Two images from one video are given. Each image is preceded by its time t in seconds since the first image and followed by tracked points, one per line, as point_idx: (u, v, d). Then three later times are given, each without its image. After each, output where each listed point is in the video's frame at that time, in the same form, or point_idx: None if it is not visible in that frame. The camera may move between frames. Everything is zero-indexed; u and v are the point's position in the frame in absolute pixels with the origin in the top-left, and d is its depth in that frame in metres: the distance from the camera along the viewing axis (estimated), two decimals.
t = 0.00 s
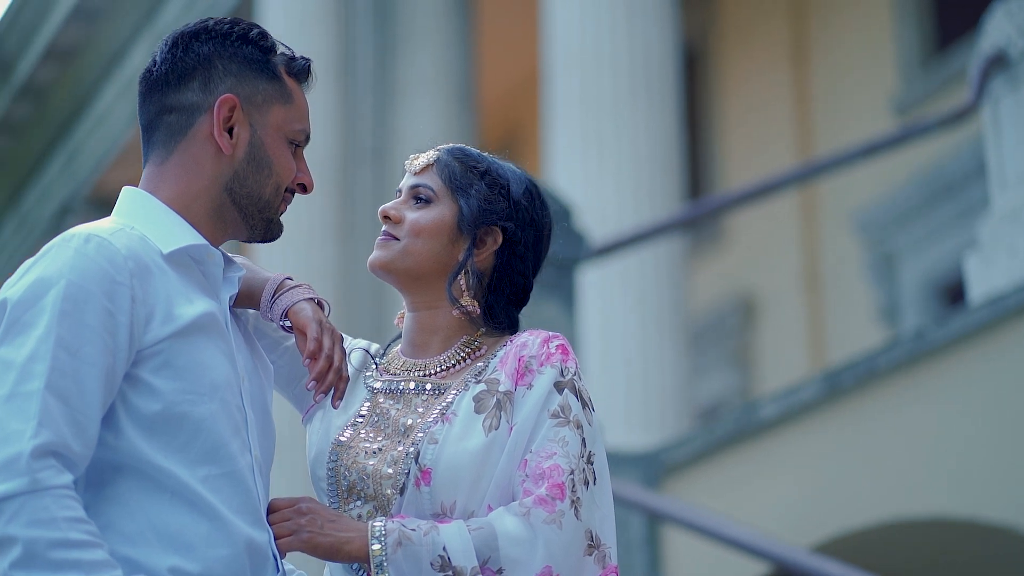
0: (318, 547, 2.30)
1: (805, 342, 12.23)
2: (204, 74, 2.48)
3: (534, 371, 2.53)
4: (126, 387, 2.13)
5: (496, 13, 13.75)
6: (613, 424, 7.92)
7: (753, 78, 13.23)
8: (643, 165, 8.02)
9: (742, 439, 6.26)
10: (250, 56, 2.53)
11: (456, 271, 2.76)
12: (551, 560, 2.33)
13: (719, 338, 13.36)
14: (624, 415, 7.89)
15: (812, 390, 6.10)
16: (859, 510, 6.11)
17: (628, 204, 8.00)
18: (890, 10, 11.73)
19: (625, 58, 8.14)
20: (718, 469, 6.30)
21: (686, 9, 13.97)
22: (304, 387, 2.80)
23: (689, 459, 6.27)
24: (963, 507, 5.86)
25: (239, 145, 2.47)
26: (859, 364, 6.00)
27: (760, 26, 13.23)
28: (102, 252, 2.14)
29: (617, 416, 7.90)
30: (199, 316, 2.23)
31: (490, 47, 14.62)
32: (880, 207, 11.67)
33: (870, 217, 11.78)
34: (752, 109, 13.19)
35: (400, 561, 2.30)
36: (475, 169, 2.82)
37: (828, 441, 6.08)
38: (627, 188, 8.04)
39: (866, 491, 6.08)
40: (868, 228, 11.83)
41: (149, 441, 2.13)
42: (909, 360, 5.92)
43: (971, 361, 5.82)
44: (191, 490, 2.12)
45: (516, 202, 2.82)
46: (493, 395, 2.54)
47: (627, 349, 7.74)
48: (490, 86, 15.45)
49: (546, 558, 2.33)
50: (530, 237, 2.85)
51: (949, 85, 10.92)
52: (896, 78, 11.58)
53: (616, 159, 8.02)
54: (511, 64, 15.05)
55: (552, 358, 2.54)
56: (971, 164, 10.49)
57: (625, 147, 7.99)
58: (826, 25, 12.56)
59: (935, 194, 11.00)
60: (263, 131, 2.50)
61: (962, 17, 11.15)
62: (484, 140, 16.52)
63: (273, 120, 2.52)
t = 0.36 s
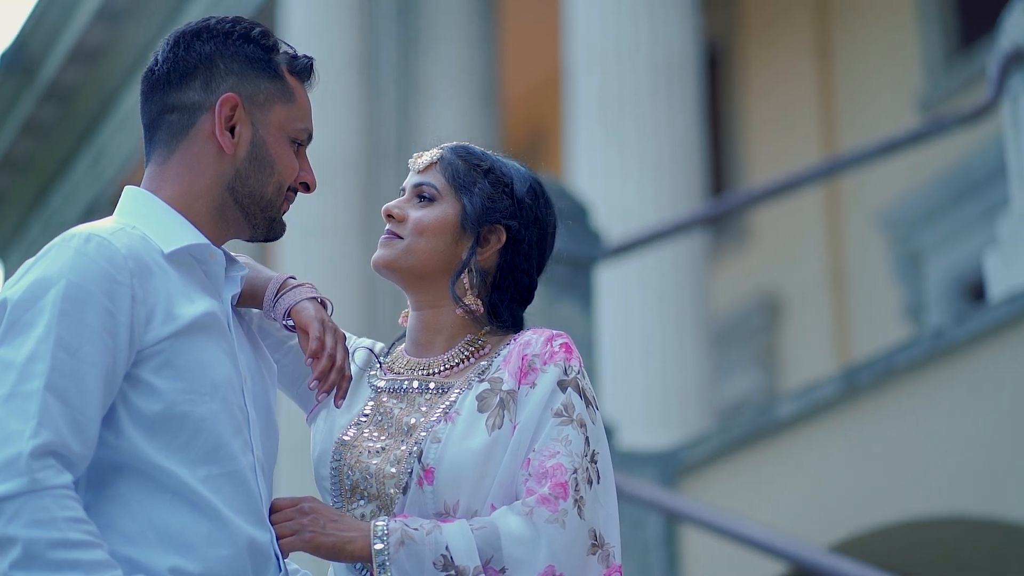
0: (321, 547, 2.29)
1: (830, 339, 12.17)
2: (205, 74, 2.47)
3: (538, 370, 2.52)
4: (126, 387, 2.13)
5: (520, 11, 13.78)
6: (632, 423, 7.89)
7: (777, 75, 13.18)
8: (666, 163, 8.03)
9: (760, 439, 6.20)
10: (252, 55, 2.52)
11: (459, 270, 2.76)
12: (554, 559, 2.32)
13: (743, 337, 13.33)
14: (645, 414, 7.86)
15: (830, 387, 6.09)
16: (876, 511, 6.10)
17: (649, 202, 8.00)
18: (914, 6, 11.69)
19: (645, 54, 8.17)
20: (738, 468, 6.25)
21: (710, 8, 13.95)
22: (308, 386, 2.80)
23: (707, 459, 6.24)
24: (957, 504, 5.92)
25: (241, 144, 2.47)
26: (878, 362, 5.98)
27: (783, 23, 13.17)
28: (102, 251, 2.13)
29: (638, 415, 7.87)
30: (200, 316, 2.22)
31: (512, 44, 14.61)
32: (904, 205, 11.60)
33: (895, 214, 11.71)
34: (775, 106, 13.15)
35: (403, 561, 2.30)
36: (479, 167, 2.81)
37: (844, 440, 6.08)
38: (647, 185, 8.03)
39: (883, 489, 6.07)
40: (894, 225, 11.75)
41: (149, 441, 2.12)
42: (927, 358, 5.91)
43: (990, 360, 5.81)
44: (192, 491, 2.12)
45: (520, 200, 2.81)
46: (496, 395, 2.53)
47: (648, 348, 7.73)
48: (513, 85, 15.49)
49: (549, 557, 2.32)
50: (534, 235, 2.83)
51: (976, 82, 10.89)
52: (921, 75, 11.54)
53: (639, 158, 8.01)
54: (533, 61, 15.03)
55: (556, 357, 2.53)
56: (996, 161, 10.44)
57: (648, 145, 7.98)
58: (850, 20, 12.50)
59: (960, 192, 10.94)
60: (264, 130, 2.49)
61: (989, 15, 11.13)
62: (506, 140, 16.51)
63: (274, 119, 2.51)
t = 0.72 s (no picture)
0: (326, 547, 2.29)
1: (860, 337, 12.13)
2: (209, 74, 2.47)
3: (544, 369, 2.51)
4: (130, 388, 2.13)
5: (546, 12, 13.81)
6: (657, 423, 7.83)
7: (805, 73, 13.11)
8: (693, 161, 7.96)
9: (782, 437, 6.21)
10: (256, 55, 2.52)
11: (465, 270, 2.75)
12: (560, 560, 2.31)
13: (774, 335, 13.28)
14: (670, 416, 7.79)
15: (852, 386, 6.06)
16: (881, 513, 6.20)
17: (674, 200, 7.92)
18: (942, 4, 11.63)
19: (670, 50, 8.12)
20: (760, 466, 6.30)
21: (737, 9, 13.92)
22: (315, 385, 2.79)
23: (728, 457, 6.30)
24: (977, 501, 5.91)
25: (245, 144, 2.46)
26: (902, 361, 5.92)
27: (811, 22, 13.12)
28: (106, 252, 2.13)
29: (662, 416, 7.80)
30: (204, 316, 2.22)
31: (538, 45, 14.64)
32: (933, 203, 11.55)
33: (924, 212, 11.66)
34: (802, 105, 13.07)
35: (408, 561, 2.29)
36: (486, 166, 2.80)
37: (863, 439, 6.07)
38: (673, 184, 7.97)
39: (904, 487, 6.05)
40: (921, 224, 11.69)
41: (153, 441, 2.12)
42: (950, 356, 5.84)
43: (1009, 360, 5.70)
44: (196, 491, 2.12)
45: (526, 199, 2.80)
46: (502, 394, 2.52)
47: (672, 347, 7.68)
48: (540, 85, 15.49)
49: (554, 557, 2.31)
50: (541, 235, 2.82)
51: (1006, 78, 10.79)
52: (948, 72, 11.48)
53: (665, 153, 7.96)
54: (558, 64, 15.05)
55: (562, 356, 2.52)
56: None
57: (672, 142, 7.94)
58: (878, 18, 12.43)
59: (991, 188, 10.88)
60: (269, 130, 2.48)
61: (1015, 10, 11.03)
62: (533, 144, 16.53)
63: (279, 119, 2.50)
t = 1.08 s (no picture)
0: (331, 548, 2.29)
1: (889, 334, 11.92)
2: (214, 75, 2.46)
3: (551, 369, 2.50)
4: (134, 389, 2.13)
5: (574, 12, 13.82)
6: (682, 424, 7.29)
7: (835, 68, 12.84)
8: (720, 158, 7.49)
9: (808, 437, 6.09)
10: (261, 56, 2.51)
11: (472, 270, 2.74)
12: (566, 561, 2.30)
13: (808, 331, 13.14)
14: (696, 414, 7.24)
15: (875, 385, 6.00)
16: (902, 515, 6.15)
17: (701, 198, 7.44)
18: None
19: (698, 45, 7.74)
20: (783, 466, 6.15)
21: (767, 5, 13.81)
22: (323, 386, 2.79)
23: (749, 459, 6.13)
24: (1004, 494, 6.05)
25: (250, 145, 2.45)
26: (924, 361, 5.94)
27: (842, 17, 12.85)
28: (109, 254, 2.13)
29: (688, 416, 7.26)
30: (208, 317, 2.22)
31: (567, 45, 14.65)
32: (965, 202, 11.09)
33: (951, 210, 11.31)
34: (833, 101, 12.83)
35: (414, 562, 2.29)
36: (493, 166, 2.79)
37: (883, 438, 5.99)
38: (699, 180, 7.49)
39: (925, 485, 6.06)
40: (951, 223, 11.29)
41: (157, 442, 2.12)
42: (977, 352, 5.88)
43: None
44: (201, 494, 2.11)
45: (533, 199, 2.79)
46: (509, 394, 2.51)
47: (698, 344, 7.13)
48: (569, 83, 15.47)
49: (560, 558, 2.30)
50: (548, 235, 2.81)
51: None
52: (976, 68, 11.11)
53: (692, 149, 7.51)
54: (587, 62, 15.04)
55: (568, 356, 2.51)
56: None
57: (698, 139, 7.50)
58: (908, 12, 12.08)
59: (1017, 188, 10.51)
60: (274, 131, 2.48)
61: None
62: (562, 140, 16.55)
63: (284, 119, 2.50)
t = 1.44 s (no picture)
0: (339, 551, 2.29)
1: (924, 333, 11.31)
2: (220, 77, 2.46)
3: (559, 370, 2.49)
4: (140, 393, 2.13)
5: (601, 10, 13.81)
6: (704, 421, 7.13)
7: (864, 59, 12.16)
8: (747, 161, 7.46)
9: (831, 435, 6.16)
10: (267, 57, 2.50)
11: (480, 271, 2.73)
12: (573, 562, 2.29)
13: (836, 332, 12.53)
14: (722, 411, 7.09)
15: (902, 383, 6.03)
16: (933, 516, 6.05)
17: (728, 203, 7.37)
18: None
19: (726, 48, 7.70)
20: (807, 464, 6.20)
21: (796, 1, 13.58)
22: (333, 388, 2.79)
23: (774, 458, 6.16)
24: None
25: (257, 147, 2.45)
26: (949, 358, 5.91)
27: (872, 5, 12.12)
28: (114, 258, 2.13)
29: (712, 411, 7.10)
30: (214, 320, 2.21)
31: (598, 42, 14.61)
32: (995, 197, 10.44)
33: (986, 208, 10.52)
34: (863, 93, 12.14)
35: (421, 563, 2.29)
36: (501, 166, 2.78)
37: (906, 436, 6.00)
38: (725, 183, 7.43)
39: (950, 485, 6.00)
40: (984, 219, 10.56)
41: (163, 445, 2.12)
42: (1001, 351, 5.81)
43: None
44: (207, 497, 2.11)
45: (542, 199, 2.78)
46: (516, 396, 2.51)
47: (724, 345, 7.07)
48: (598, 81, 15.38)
49: (568, 560, 2.29)
50: (556, 235, 2.80)
51: None
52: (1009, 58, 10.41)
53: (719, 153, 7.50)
54: (618, 60, 14.95)
55: (576, 357, 2.50)
56: None
57: (727, 144, 7.48)
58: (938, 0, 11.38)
59: None
60: (281, 133, 2.47)
61: None
62: (593, 138, 16.47)
63: (290, 122, 2.49)
